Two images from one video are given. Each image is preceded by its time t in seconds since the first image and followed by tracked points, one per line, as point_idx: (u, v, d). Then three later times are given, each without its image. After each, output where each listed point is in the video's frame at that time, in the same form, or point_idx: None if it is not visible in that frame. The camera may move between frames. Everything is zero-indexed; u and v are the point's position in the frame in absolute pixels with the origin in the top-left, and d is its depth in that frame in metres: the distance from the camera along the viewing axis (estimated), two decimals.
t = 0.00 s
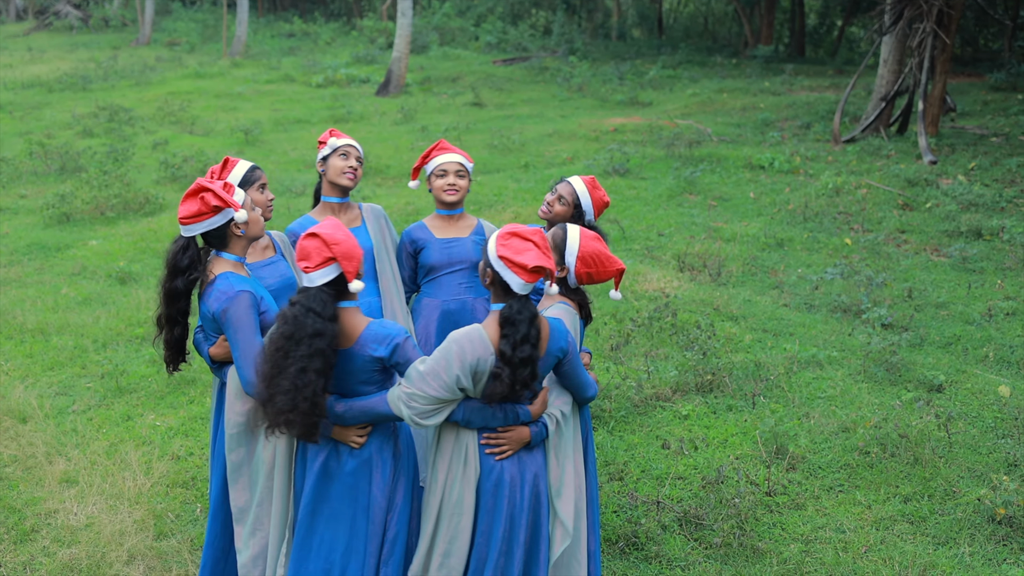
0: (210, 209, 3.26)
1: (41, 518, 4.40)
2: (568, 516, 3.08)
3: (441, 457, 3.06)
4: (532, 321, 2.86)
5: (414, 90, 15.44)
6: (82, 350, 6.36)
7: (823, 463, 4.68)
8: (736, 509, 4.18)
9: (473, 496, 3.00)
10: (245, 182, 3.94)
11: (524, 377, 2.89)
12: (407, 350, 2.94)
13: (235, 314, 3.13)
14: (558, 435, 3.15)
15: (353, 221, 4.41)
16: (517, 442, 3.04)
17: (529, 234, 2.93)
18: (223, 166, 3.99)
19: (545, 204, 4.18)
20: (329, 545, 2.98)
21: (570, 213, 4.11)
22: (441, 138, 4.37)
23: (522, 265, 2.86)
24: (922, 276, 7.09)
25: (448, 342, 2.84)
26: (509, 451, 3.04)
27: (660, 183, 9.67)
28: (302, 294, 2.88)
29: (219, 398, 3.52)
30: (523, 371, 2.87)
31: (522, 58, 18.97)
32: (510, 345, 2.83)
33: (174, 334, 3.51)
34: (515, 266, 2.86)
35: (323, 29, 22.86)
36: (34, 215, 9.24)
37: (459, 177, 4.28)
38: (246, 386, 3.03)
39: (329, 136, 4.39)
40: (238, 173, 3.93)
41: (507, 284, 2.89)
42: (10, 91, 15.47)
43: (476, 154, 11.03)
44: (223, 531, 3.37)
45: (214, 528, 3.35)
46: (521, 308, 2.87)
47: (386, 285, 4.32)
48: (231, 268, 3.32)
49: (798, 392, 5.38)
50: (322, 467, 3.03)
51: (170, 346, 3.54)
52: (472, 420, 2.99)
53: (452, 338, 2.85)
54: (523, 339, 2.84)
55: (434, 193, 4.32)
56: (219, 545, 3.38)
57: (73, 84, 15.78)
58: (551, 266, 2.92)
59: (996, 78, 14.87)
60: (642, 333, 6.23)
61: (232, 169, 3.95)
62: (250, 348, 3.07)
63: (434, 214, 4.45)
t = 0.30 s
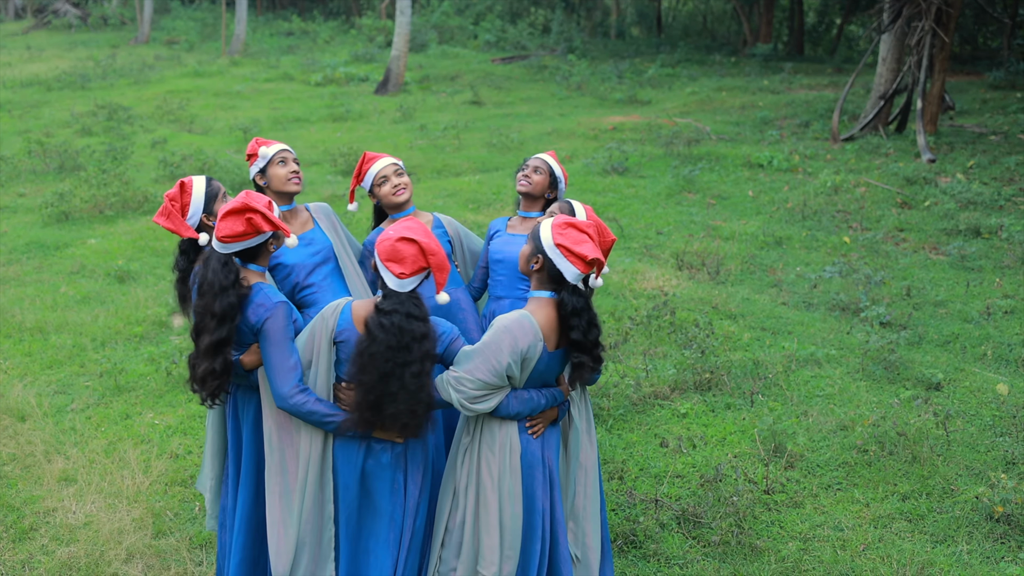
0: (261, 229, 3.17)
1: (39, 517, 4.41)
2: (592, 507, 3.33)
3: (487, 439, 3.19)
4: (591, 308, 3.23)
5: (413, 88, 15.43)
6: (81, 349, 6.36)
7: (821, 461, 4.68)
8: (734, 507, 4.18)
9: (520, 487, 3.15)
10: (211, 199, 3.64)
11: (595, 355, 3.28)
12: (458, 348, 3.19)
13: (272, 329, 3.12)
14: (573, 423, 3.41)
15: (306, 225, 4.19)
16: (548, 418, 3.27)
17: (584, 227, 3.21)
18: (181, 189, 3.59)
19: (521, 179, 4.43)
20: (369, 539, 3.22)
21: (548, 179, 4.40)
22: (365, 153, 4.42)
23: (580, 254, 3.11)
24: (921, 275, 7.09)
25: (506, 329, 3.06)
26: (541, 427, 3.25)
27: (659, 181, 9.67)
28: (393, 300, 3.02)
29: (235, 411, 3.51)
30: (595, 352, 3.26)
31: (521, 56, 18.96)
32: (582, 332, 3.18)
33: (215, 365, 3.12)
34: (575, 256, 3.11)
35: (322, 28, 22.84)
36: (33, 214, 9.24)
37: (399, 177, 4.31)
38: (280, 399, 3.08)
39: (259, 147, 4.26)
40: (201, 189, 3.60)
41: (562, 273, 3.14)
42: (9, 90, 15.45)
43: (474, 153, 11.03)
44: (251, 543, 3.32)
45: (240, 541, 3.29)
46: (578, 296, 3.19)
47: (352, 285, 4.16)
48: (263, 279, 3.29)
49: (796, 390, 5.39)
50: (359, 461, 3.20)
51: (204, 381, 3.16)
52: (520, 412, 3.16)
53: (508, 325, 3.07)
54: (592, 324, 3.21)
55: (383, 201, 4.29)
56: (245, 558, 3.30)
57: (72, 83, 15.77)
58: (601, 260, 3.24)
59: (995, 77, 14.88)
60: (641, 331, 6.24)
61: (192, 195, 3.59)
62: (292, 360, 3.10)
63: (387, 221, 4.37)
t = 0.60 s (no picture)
0: (281, 232, 3.18)
1: (40, 516, 4.42)
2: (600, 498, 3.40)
3: (497, 434, 3.21)
4: (602, 305, 3.31)
5: (413, 87, 15.44)
6: (81, 348, 6.36)
7: (820, 460, 4.69)
8: (734, 506, 4.19)
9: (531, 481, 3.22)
10: (198, 211, 3.62)
11: (603, 351, 3.37)
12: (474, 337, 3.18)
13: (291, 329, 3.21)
14: (578, 409, 3.48)
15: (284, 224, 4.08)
16: (556, 410, 3.34)
17: (601, 225, 3.27)
18: (168, 212, 3.52)
19: (494, 171, 4.52)
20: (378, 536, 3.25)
21: (520, 168, 4.50)
22: (340, 158, 4.40)
23: (598, 251, 3.18)
24: (921, 274, 7.10)
25: (525, 323, 3.11)
26: (550, 418, 3.32)
27: (659, 180, 9.67)
28: (426, 301, 3.02)
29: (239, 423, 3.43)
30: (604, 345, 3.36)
31: (521, 55, 18.97)
32: (591, 328, 3.27)
33: (298, 360, 3.09)
34: (594, 254, 3.18)
35: (322, 27, 22.84)
36: (33, 213, 9.25)
37: (378, 178, 4.33)
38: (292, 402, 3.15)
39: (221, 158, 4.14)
40: (187, 206, 3.57)
41: (580, 269, 3.19)
42: (10, 90, 15.46)
43: (474, 152, 11.03)
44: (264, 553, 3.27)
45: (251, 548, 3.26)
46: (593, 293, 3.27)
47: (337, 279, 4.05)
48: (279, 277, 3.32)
49: (796, 389, 5.40)
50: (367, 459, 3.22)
51: (292, 369, 3.07)
52: (532, 406, 3.21)
53: (531, 321, 3.12)
54: (603, 320, 3.29)
55: (366, 204, 4.31)
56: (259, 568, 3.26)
57: (72, 82, 15.78)
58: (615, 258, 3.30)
59: (994, 76, 14.87)
60: (641, 330, 6.25)
61: (181, 215, 3.54)
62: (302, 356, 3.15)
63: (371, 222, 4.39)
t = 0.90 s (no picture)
0: (274, 230, 3.19)
1: (41, 514, 4.42)
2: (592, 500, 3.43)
3: (489, 439, 3.23)
4: (597, 313, 3.26)
5: (413, 86, 15.43)
6: (82, 346, 6.37)
7: (821, 459, 4.69)
8: (734, 505, 4.19)
9: (522, 489, 3.21)
10: (195, 208, 3.61)
11: (598, 360, 3.32)
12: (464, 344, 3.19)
13: (285, 326, 3.18)
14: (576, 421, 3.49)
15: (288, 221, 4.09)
16: (552, 422, 3.32)
17: (596, 232, 3.25)
18: (164, 210, 3.51)
19: (485, 175, 4.48)
20: (376, 542, 3.20)
21: (512, 173, 4.46)
22: (349, 153, 4.40)
23: (590, 257, 3.16)
24: (921, 273, 7.09)
25: (516, 330, 3.12)
26: (544, 430, 3.30)
27: (659, 179, 9.67)
28: (415, 302, 3.00)
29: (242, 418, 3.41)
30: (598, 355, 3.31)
31: (521, 54, 18.96)
32: (583, 335, 3.22)
33: (263, 368, 3.08)
34: (585, 259, 3.16)
35: (322, 26, 22.84)
36: (34, 212, 9.25)
37: (385, 175, 4.32)
38: (287, 397, 3.12)
39: (224, 158, 4.15)
40: (184, 204, 3.55)
41: (572, 275, 3.18)
42: (10, 88, 15.46)
43: (474, 151, 11.03)
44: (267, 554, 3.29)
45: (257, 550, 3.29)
46: (586, 301, 3.24)
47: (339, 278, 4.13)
48: (274, 276, 3.32)
49: (796, 388, 5.40)
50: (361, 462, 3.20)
51: (256, 376, 3.08)
52: (521, 414, 3.20)
53: (519, 327, 3.13)
54: (595, 328, 3.25)
55: (371, 199, 4.31)
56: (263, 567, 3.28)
57: (72, 81, 15.78)
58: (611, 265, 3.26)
59: (995, 75, 14.87)
60: (641, 329, 6.25)
61: (178, 212, 3.53)
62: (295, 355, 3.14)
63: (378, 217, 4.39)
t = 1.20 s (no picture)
0: (250, 229, 3.19)
1: (42, 513, 4.42)
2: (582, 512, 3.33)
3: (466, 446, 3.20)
4: (562, 317, 3.12)
5: (413, 85, 15.42)
6: (82, 345, 6.36)
7: (822, 458, 4.68)
8: (735, 504, 4.18)
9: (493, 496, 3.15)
10: (206, 193, 3.58)
11: (571, 365, 3.19)
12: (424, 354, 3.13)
13: (251, 323, 3.19)
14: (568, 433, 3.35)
15: (315, 217, 4.32)
16: (527, 439, 3.20)
17: (556, 235, 3.07)
18: (174, 193, 3.53)
19: (497, 190, 4.34)
20: (363, 549, 3.11)
21: (523, 187, 4.29)
22: (391, 142, 4.39)
23: (545, 262, 3.01)
24: (921, 272, 7.09)
25: (473, 340, 3.05)
26: (518, 446, 3.20)
27: (660, 178, 9.66)
28: (357, 304, 2.94)
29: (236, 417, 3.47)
30: (569, 361, 3.17)
31: (522, 53, 18.96)
32: (550, 342, 3.10)
33: (196, 354, 3.28)
34: (538, 264, 3.01)
35: (322, 25, 22.83)
36: (34, 211, 9.24)
37: (419, 174, 4.28)
38: (259, 394, 3.11)
39: (251, 157, 4.13)
40: (195, 190, 3.54)
41: (529, 281, 3.05)
42: (10, 87, 15.45)
43: (475, 150, 11.03)
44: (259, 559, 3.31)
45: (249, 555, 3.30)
46: (550, 307, 3.10)
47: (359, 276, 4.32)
48: (253, 274, 3.33)
49: (797, 387, 5.40)
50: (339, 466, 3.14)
51: (191, 355, 3.31)
52: (482, 425, 3.14)
53: (473, 338, 3.05)
54: (561, 334, 3.11)
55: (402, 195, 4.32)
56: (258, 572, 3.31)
57: (72, 80, 15.77)
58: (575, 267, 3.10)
59: (995, 74, 14.87)
60: (642, 328, 6.24)
61: (188, 196, 3.53)
62: (260, 356, 3.13)
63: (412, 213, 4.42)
